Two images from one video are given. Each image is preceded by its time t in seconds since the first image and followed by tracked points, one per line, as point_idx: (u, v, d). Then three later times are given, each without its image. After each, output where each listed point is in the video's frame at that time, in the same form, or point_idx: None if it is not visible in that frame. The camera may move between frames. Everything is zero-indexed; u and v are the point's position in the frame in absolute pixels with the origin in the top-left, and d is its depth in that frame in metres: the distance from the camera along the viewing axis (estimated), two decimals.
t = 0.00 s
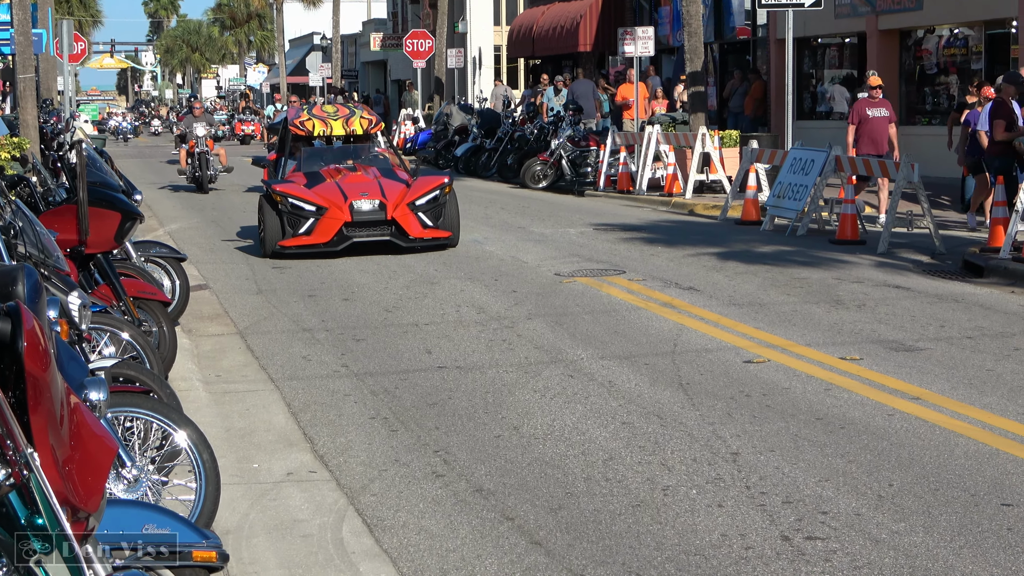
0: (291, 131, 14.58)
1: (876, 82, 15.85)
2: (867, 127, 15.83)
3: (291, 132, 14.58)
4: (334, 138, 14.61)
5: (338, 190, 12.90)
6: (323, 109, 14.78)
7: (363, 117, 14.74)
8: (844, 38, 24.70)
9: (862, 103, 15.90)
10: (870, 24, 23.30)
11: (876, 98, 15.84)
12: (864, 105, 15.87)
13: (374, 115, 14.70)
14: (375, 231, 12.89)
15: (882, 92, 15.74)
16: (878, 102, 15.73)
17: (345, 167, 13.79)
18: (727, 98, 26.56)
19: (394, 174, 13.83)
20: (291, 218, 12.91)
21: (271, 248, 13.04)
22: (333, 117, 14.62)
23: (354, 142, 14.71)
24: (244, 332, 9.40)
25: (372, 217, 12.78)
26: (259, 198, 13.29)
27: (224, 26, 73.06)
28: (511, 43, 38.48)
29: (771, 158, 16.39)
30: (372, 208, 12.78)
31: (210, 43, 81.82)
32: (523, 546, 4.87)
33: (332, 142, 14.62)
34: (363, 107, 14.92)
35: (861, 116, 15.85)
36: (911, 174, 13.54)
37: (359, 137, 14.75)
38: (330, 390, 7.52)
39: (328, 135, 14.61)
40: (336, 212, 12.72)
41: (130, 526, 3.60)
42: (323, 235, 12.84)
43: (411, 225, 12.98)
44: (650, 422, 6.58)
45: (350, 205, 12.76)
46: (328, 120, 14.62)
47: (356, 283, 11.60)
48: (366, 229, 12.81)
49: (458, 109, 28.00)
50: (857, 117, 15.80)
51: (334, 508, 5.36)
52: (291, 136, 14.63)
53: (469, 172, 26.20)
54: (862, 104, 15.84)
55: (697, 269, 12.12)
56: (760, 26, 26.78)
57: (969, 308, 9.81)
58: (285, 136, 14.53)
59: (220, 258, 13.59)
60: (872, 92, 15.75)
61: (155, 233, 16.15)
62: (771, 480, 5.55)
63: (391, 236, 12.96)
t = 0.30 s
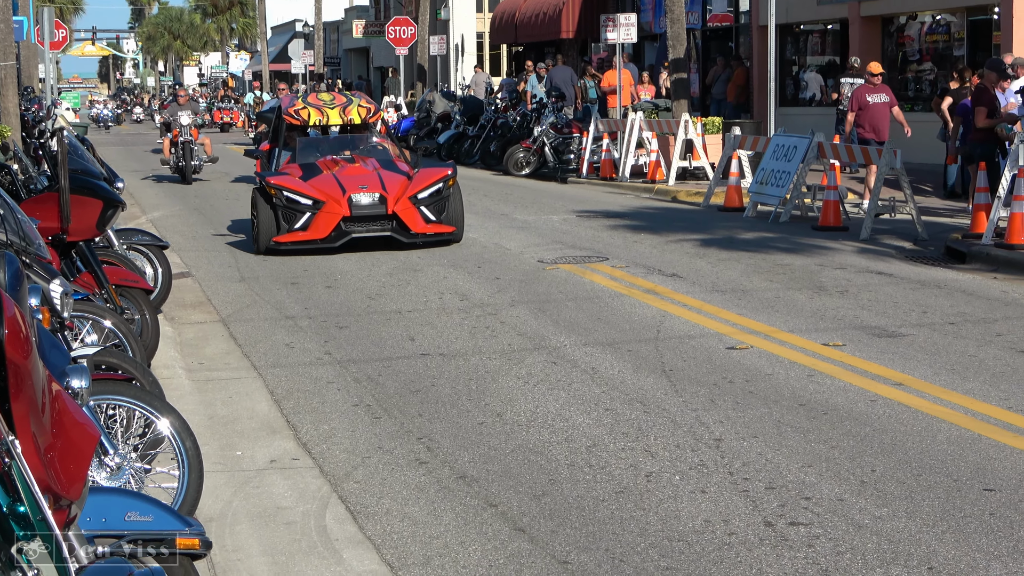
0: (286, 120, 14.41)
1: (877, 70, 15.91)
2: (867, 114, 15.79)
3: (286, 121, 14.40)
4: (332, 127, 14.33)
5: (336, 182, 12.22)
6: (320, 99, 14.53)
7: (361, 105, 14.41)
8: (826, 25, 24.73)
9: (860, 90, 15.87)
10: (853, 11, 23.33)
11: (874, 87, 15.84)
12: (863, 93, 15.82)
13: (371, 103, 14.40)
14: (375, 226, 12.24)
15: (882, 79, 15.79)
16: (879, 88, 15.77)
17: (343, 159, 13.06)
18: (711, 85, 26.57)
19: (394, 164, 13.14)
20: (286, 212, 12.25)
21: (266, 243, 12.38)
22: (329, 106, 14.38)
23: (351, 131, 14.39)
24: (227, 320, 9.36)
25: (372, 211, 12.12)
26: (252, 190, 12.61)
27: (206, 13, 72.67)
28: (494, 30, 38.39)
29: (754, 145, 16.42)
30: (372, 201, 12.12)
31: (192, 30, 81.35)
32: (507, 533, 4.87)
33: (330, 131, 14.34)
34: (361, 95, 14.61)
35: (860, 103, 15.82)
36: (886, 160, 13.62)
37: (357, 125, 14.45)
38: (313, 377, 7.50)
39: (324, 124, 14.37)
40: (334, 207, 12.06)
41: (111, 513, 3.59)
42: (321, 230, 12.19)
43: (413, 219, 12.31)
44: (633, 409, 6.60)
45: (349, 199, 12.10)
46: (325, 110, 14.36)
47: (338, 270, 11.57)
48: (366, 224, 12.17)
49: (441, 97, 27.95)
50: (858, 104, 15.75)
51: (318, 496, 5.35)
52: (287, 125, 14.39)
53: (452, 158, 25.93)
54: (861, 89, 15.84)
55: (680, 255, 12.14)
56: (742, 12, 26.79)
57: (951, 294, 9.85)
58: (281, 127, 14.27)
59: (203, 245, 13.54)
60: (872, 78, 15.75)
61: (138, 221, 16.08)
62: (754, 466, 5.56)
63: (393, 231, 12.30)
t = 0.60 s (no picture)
0: (281, 110, 13.51)
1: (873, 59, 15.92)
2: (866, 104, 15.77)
3: (281, 111, 13.53)
4: (331, 116, 13.68)
5: (335, 175, 11.48)
6: (316, 89, 13.88)
7: (360, 93, 13.88)
8: (809, 13, 24.74)
9: (859, 79, 15.87)
10: None
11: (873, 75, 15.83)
12: (862, 81, 15.80)
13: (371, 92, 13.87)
14: (376, 222, 11.48)
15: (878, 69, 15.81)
16: (876, 77, 15.77)
17: (341, 150, 12.47)
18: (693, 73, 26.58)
19: (396, 156, 12.40)
20: (283, 206, 11.50)
21: (261, 240, 11.64)
22: (328, 94, 13.77)
23: (351, 119, 13.78)
24: (209, 308, 9.33)
25: (373, 206, 11.36)
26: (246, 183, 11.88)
27: None
28: (477, 17, 38.29)
29: (737, 132, 16.46)
30: (373, 195, 11.36)
31: (173, 17, 80.93)
32: (488, 520, 4.88)
33: (330, 120, 13.68)
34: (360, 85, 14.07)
35: (860, 92, 15.81)
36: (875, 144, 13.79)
37: (357, 114, 13.86)
38: (295, 365, 7.48)
39: (322, 113, 13.65)
40: (332, 201, 11.31)
41: (92, 501, 3.56)
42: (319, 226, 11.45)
43: (417, 214, 11.56)
44: (615, 396, 6.61)
45: (349, 192, 11.35)
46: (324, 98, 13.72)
47: (321, 258, 11.53)
48: (367, 219, 11.42)
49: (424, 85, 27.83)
50: (857, 94, 15.76)
51: (300, 484, 5.34)
52: (282, 114, 13.49)
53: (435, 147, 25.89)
54: (859, 79, 15.80)
55: (663, 243, 12.16)
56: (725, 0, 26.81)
57: (933, 282, 9.90)
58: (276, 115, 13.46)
59: (185, 233, 13.48)
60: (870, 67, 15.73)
61: (120, 208, 16.00)
62: (736, 454, 5.59)
63: (395, 227, 11.55)
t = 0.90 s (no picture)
0: (271, 102, 12.82)
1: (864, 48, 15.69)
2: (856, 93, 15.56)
3: (270, 103, 12.83)
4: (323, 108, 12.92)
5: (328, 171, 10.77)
6: (307, 78, 13.07)
7: (354, 84, 13.06)
8: (785, 4, 24.81)
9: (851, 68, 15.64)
10: None
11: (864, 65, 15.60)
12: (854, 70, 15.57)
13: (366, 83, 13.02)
14: (373, 221, 10.78)
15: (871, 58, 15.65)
16: (868, 67, 15.62)
17: (334, 144, 11.77)
18: (669, 63, 26.61)
19: (392, 152, 11.70)
20: (274, 205, 10.80)
21: (250, 240, 10.93)
22: (320, 85, 12.95)
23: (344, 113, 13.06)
24: (184, 298, 9.28)
25: (369, 204, 10.65)
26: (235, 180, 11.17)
27: None
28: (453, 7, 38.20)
29: (712, 123, 16.50)
30: (370, 192, 10.65)
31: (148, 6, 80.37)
32: (463, 510, 4.88)
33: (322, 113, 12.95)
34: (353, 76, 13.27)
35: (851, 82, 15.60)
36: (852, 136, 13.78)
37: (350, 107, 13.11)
38: (270, 355, 7.46)
39: (313, 106, 12.94)
40: (325, 198, 10.61)
41: (66, 491, 3.55)
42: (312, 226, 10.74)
43: (416, 213, 10.86)
44: (590, 387, 6.62)
45: (344, 189, 10.63)
46: (315, 89, 12.92)
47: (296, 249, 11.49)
48: (363, 218, 10.71)
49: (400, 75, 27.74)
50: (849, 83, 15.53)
51: (275, 474, 5.33)
52: (271, 107, 12.85)
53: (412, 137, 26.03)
54: (852, 68, 15.63)
55: (638, 233, 12.18)
56: None
57: (907, 273, 9.96)
58: (265, 107, 12.74)
59: (160, 223, 13.41)
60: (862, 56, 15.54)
61: (94, 198, 15.89)
62: (711, 444, 5.61)
63: (393, 227, 10.85)
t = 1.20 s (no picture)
0: (265, 100, 12.06)
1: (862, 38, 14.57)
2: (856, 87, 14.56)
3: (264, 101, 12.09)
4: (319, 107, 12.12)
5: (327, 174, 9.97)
6: (303, 75, 12.34)
7: (351, 81, 12.32)
8: None
9: (849, 62, 14.52)
10: None
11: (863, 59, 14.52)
12: (853, 63, 14.47)
13: (364, 79, 12.27)
14: (375, 228, 9.99)
15: (870, 51, 14.60)
16: (868, 60, 14.54)
17: (332, 144, 10.97)
18: (647, 57, 26.65)
19: (394, 153, 10.90)
20: (269, 211, 10.01)
21: (244, 249, 10.16)
22: (315, 82, 12.18)
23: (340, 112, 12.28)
24: (161, 294, 9.23)
25: (371, 210, 9.86)
26: (226, 183, 10.37)
27: None
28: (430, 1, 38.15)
29: (689, 117, 16.54)
30: (372, 198, 9.86)
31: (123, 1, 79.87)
32: (442, 505, 4.88)
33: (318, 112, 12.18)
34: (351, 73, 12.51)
35: (850, 76, 14.57)
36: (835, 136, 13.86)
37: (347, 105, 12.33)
38: (248, 351, 7.43)
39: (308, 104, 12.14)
40: (324, 204, 9.81)
41: (46, 488, 3.52)
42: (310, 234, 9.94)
43: (422, 220, 10.08)
44: (569, 381, 6.63)
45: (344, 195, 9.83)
46: (311, 86, 12.16)
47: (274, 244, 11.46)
48: (365, 225, 9.92)
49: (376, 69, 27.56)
50: (847, 77, 14.53)
51: (254, 469, 5.31)
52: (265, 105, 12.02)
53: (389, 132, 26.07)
54: (852, 62, 14.54)
55: (616, 228, 12.20)
56: None
57: (884, 267, 10.01)
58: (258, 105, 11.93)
59: (136, 218, 13.33)
60: (862, 48, 14.47)
61: (71, 193, 15.80)
62: (689, 438, 5.62)
63: (397, 235, 10.06)
